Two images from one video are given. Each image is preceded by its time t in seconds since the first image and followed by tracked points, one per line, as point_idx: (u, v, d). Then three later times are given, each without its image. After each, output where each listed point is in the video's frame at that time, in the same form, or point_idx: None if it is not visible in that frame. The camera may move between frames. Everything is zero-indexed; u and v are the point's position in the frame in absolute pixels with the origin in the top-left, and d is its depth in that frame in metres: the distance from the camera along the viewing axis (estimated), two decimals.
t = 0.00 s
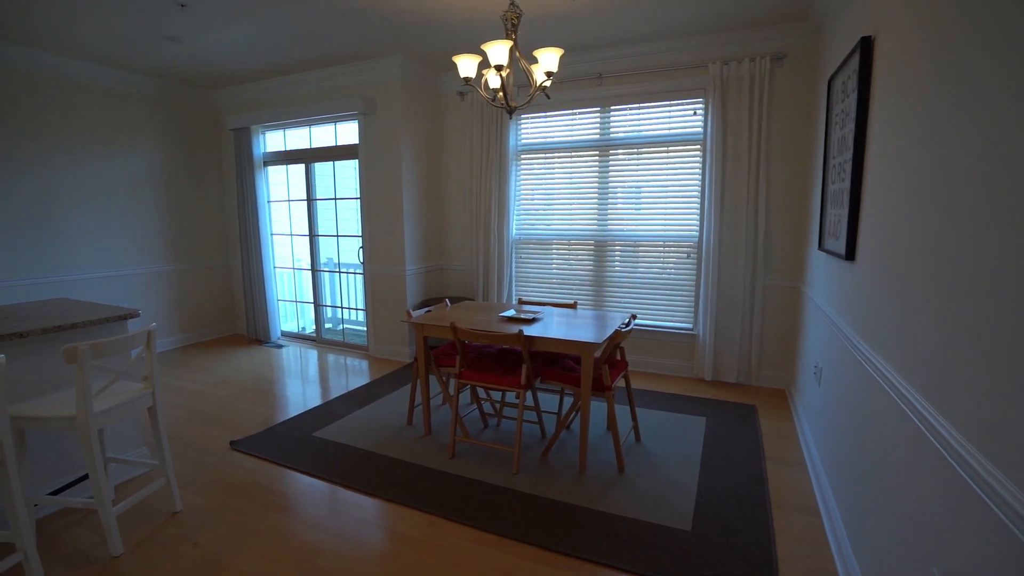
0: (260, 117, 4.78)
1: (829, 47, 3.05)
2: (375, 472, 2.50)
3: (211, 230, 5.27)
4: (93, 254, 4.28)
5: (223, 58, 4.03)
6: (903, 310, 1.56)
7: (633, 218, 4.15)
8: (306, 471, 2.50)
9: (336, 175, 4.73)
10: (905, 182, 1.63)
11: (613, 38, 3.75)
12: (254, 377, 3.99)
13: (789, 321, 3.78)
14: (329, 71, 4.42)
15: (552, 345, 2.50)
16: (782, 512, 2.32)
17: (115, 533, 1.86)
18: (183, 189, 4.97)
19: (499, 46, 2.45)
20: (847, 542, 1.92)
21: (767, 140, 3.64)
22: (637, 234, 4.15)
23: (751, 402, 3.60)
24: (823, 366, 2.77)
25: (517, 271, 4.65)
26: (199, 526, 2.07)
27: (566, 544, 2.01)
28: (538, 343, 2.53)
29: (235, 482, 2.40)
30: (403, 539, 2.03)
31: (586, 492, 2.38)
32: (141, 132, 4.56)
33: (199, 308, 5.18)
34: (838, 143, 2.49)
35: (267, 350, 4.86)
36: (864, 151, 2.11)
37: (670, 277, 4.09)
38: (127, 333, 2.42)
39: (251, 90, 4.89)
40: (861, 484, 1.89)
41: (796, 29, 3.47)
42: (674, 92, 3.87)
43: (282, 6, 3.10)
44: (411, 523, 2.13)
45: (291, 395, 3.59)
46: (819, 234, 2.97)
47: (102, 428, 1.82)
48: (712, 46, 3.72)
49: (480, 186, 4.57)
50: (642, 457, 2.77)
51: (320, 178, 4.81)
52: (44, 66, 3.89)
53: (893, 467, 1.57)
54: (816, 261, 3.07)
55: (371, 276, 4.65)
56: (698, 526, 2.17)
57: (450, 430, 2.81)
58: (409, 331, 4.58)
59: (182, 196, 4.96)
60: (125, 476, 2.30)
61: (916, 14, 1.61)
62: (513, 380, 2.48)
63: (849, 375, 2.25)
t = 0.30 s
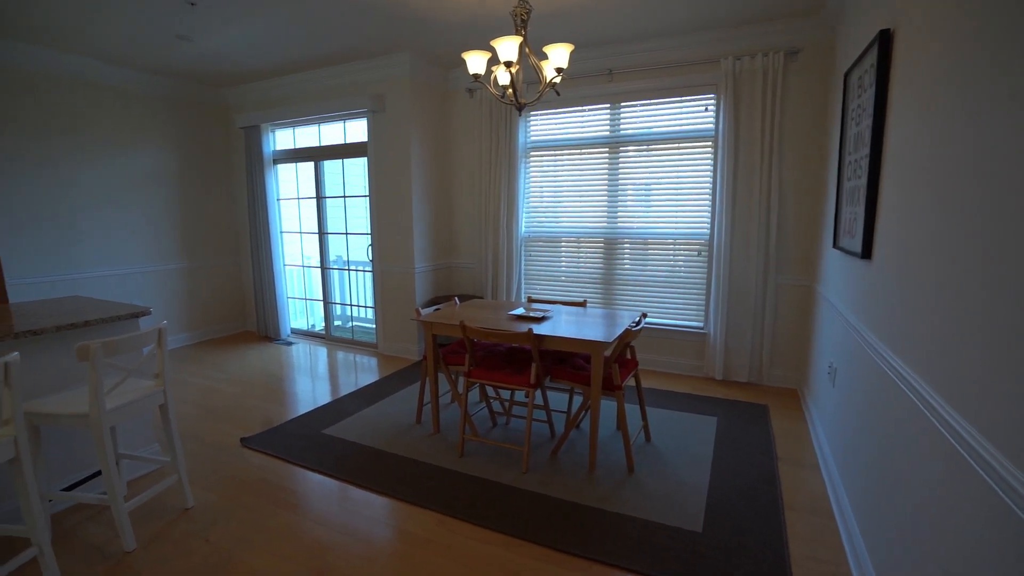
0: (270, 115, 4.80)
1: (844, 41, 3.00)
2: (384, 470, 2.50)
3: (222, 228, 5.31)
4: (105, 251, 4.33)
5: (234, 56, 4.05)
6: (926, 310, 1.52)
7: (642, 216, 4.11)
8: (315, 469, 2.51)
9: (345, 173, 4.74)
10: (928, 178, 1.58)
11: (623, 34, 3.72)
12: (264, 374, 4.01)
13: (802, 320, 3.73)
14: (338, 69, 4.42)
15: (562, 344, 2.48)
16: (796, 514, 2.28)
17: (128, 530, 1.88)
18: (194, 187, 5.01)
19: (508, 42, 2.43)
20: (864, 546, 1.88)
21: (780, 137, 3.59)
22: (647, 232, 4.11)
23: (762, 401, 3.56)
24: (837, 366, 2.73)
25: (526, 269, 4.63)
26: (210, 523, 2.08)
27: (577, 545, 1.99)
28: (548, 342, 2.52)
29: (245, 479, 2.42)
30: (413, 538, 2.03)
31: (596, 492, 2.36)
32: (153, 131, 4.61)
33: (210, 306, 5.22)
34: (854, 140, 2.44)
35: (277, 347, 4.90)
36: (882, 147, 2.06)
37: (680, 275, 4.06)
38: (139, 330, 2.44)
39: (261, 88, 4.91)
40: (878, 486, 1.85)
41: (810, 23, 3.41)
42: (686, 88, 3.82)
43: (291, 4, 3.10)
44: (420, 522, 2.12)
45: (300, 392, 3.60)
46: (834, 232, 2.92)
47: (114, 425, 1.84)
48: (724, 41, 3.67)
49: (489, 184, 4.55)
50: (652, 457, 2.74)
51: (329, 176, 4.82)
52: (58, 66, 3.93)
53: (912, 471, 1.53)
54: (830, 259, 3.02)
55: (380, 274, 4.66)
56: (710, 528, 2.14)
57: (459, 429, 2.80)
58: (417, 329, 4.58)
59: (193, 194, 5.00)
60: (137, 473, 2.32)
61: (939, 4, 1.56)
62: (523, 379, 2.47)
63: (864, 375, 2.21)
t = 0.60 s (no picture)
0: (277, 112, 4.80)
1: (857, 38, 2.95)
2: (389, 469, 2.49)
3: (229, 225, 5.33)
4: (113, 248, 4.36)
5: (241, 54, 4.06)
6: (941, 312, 1.49)
7: (650, 214, 4.07)
8: (320, 467, 2.51)
9: (352, 170, 4.74)
10: (944, 177, 1.55)
11: (632, 31, 3.68)
12: (270, 371, 4.02)
13: (812, 320, 3.69)
14: (345, 66, 4.41)
15: (569, 343, 2.45)
16: (804, 517, 2.25)
17: (133, 527, 1.88)
18: (202, 185, 5.03)
19: (517, 38, 2.40)
20: (875, 551, 1.85)
21: (791, 135, 3.54)
22: (654, 231, 4.08)
23: (770, 402, 3.52)
24: (848, 368, 2.69)
25: (533, 267, 4.60)
26: (215, 521, 2.08)
27: (583, 547, 1.97)
28: (555, 341, 2.49)
29: (250, 477, 2.41)
30: (417, 538, 2.01)
31: (602, 493, 2.34)
32: (160, 128, 4.63)
33: (216, 303, 5.24)
34: (868, 138, 2.39)
35: (284, 345, 4.91)
36: (896, 144, 2.02)
37: (687, 274, 4.02)
38: (146, 327, 2.44)
39: (268, 86, 4.91)
40: (890, 491, 1.82)
41: (823, 18, 3.35)
42: (695, 86, 3.78)
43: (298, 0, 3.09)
44: (425, 522, 2.11)
45: (306, 389, 3.61)
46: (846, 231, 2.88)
47: (121, 422, 1.84)
48: (735, 37, 3.62)
49: (496, 182, 4.53)
50: (659, 458, 2.71)
51: (336, 174, 4.82)
52: (67, 64, 3.95)
53: (925, 476, 1.50)
54: (842, 258, 2.98)
55: (387, 272, 4.65)
56: (717, 531, 2.12)
57: (465, 428, 2.79)
58: (423, 327, 4.58)
59: (200, 191, 5.01)
60: (143, 470, 2.33)
61: None
62: (529, 379, 2.45)
63: (876, 378, 2.17)
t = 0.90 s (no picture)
0: (287, 113, 4.82)
1: (872, 40, 2.90)
2: (394, 472, 2.47)
3: (238, 225, 5.35)
4: (124, 246, 4.39)
5: (251, 54, 4.08)
6: (961, 321, 1.45)
7: (660, 217, 4.04)
8: (326, 468, 2.50)
9: (360, 171, 4.74)
10: (963, 182, 1.51)
11: (643, 32, 3.65)
12: (277, 371, 4.03)
13: (823, 326, 3.64)
14: (354, 67, 4.42)
15: (578, 347, 2.43)
16: (816, 527, 2.21)
17: (139, 527, 1.88)
18: (212, 184, 5.06)
19: (527, 39, 2.38)
20: (892, 564, 1.81)
21: (804, 138, 3.50)
22: (664, 234, 4.04)
23: (781, 409, 3.47)
24: (861, 375, 2.64)
25: (541, 269, 4.58)
26: (220, 522, 2.07)
27: (590, 554, 1.95)
28: (563, 345, 2.47)
29: (256, 478, 2.41)
30: (423, 542, 2.00)
31: (610, 499, 2.31)
32: (171, 128, 4.66)
33: (225, 302, 5.27)
34: (884, 141, 2.35)
35: (291, 344, 4.92)
36: (914, 148, 1.98)
37: (697, 278, 3.98)
38: (154, 326, 2.44)
39: (279, 86, 4.93)
40: (907, 503, 1.78)
41: (838, 20, 3.31)
42: (706, 88, 3.74)
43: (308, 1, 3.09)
44: (430, 526, 2.09)
45: (313, 390, 3.60)
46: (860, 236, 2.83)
47: (128, 421, 1.84)
48: (748, 39, 3.58)
49: (504, 183, 4.52)
50: (667, 464, 2.68)
51: (345, 174, 4.83)
52: (80, 63, 3.99)
53: (946, 489, 1.46)
54: (855, 263, 2.93)
55: (394, 273, 4.65)
56: (727, 539, 2.08)
57: (472, 431, 2.77)
58: (430, 328, 4.56)
59: (210, 190, 5.04)
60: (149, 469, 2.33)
61: None
62: (537, 383, 2.42)
63: (891, 386, 2.13)
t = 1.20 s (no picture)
0: (295, 115, 4.84)
1: (886, 41, 2.86)
2: (400, 476, 2.46)
3: (246, 226, 5.37)
4: (132, 247, 4.42)
5: (260, 56, 4.10)
6: (981, 328, 1.41)
7: (668, 220, 4.00)
8: (331, 472, 2.49)
9: (368, 173, 4.75)
10: (983, 185, 1.47)
11: (652, 34, 3.63)
12: (283, 373, 4.03)
13: (835, 331, 3.59)
14: (363, 69, 4.43)
15: (586, 351, 2.40)
16: (829, 536, 2.16)
17: (144, 529, 1.87)
18: (220, 186, 5.09)
19: (536, 41, 2.37)
20: None
21: (815, 140, 3.45)
22: (672, 237, 4.01)
23: (791, 415, 3.42)
24: (874, 381, 2.60)
25: (548, 272, 4.55)
26: (225, 525, 2.06)
27: (598, 562, 1.92)
28: (571, 349, 2.44)
29: (261, 480, 2.40)
30: (429, 548, 1.98)
31: (617, 506, 2.28)
32: (180, 130, 4.70)
33: (232, 303, 5.28)
34: (899, 144, 2.31)
35: (297, 346, 4.92)
36: (930, 151, 1.94)
37: (705, 282, 3.94)
38: (161, 328, 2.45)
39: (287, 88, 4.95)
40: (924, 513, 1.74)
41: (850, 21, 3.27)
42: (716, 90, 3.71)
43: (316, 3, 3.10)
44: (436, 531, 2.07)
45: (319, 392, 3.60)
46: (873, 240, 2.78)
47: (134, 423, 1.83)
48: (758, 40, 3.55)
49: (512, 186, 4.50)
50: (676, 471, 2.64)
51: (352, 176, 4.83)
52: (92, 66, 4.04)
53: (967, 500, 1.42)
54: (868, 268, 2.88)
55: (401, 275, 4.65)
56: (737, 548, 2.04)
57: (478, 435, 2.75)
58: (436, 331, 4.55)
59: (218, 192, 5.07)
60: (155, 471, 2.33)
61: None
62: (544, 387, 2.40)
63: (906, 393, 2.09)
